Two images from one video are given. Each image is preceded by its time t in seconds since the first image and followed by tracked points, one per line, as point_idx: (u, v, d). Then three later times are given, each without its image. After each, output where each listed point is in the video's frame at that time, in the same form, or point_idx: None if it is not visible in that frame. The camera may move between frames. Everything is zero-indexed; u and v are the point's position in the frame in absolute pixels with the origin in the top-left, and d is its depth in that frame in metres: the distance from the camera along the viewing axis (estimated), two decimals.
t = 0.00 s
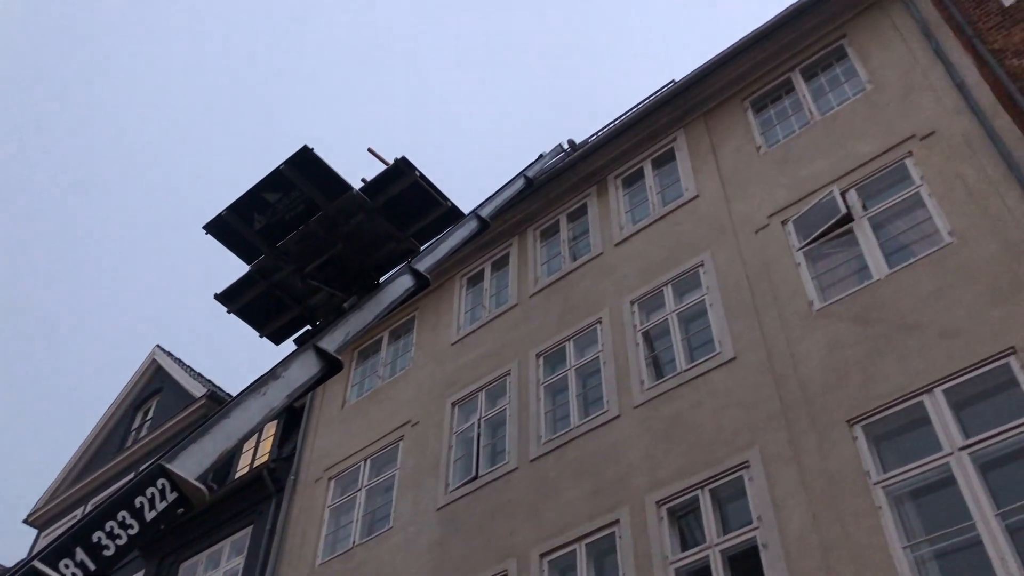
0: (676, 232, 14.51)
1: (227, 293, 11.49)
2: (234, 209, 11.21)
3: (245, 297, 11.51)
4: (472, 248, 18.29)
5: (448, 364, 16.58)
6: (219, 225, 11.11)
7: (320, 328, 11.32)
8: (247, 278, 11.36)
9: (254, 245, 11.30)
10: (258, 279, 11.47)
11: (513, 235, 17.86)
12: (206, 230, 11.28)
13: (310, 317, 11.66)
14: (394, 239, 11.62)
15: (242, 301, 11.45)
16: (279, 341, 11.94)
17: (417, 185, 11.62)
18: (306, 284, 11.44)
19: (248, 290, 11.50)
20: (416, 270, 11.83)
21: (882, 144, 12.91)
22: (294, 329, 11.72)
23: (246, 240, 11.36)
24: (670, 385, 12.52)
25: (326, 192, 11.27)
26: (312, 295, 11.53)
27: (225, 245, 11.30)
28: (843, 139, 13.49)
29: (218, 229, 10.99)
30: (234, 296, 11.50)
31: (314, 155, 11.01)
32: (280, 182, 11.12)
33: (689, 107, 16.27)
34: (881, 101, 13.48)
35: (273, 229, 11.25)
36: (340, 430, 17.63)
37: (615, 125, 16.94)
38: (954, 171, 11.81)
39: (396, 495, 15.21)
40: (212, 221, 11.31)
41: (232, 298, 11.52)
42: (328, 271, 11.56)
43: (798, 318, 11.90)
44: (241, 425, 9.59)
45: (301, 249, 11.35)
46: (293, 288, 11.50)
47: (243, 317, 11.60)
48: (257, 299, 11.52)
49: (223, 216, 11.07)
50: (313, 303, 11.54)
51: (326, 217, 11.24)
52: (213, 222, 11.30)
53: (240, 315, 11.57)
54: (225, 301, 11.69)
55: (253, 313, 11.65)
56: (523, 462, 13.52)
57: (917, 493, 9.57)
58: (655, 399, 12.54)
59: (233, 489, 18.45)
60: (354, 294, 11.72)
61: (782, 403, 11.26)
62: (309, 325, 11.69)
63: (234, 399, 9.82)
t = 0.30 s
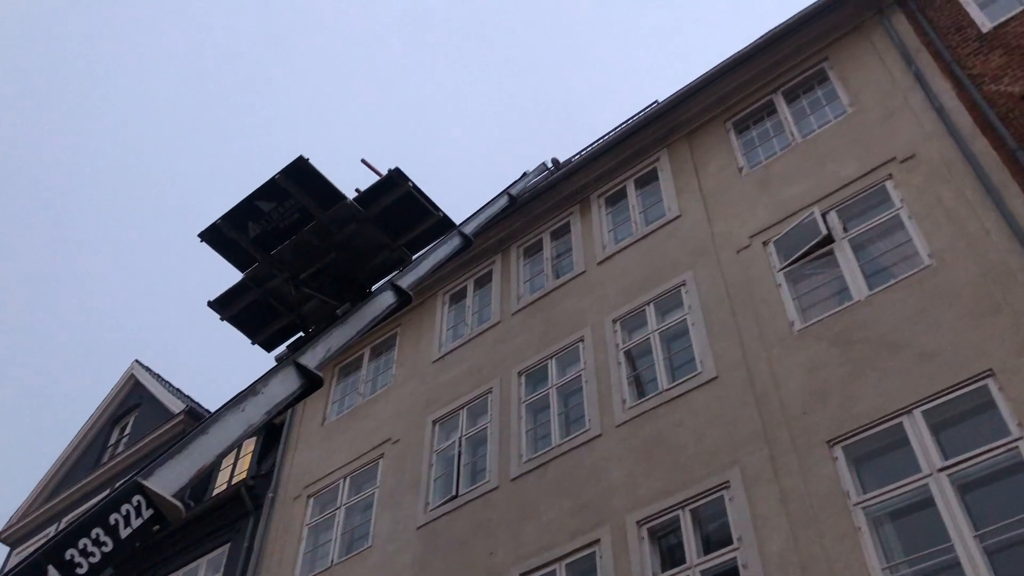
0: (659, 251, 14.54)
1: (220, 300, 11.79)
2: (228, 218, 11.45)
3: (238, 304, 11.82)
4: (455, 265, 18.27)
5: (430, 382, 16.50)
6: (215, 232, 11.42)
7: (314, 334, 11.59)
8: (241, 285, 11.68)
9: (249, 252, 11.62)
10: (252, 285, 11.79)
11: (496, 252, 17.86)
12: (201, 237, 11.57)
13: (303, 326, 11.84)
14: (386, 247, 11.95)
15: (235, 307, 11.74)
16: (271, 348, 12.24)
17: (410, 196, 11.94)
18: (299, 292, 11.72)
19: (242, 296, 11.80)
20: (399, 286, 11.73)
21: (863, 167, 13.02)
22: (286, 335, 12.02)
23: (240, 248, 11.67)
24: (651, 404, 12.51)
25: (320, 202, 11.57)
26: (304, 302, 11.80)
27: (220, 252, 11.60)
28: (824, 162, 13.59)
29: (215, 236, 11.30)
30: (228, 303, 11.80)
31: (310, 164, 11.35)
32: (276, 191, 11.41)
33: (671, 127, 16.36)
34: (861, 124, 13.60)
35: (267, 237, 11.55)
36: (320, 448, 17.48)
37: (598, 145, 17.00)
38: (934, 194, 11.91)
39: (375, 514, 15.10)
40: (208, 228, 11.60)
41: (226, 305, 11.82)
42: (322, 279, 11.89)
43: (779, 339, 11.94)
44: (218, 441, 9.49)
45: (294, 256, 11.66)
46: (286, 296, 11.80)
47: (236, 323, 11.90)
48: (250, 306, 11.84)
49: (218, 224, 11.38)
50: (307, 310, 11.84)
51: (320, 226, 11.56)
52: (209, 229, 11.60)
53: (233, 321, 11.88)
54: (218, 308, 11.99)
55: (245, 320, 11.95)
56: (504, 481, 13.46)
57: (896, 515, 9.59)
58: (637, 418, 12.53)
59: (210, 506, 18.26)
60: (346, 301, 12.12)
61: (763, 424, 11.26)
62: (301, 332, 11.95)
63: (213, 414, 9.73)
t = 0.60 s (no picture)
0: (643, 267, 14.58)
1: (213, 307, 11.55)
2: (225, 222, 11.31)
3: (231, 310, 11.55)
4: (440, 280, 18.24)
5: (413, 396, 16.44)
6: (210, 237, 11.20)
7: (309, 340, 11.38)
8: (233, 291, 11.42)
9: (244, 258, 11.38)
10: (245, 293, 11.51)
11: (480, 267, 17.84)
12: (197, 242, 11.36)
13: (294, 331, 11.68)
14: (381, 255, 11.75)
15: (228, 314, 11.49)
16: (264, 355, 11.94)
17: (407, 204, 11.78)
18: (294, 298, 11.49)
19: (234, 303, 11.54)
20: (383, 300, 11.61)
21: (846, 186, 13.12)
22: (278, 343, 11.71)
23: (235, 254, 11.43)
24: (635, 421, 12.50)
25: (315, 208, 11.37)
26: (298, 309, 11.57)
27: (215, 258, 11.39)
28: (807, 181, 13.69)
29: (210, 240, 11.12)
30: (221, 309, 11.56)
31: (306, 171, 11.16)
32: (272, 197, 11.23)
33: (656, 145, 16.45)
34: (844, 144, 13.72)
35: (263, 243, 11.36)
36: (301, 462, 17.36)
37: (584, 161, 17.04)
38: (916, 214, 12.01)
39: (356, 529, 14.99)
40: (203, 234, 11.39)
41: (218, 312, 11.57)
42: (316, 286, 11.62)
43: (762, 356, 11.98)
44: (198, 454, 9.39)
45: (289, 262, 11.41)
46: (280, 303, 11.53)
47: (228, 330, 11.64)
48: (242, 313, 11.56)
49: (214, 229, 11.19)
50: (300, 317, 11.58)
51: (316, 233, 11.33)
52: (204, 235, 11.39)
53: (226, 328, 11.62)
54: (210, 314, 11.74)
55: (238, 327, 11.67)
56: (486, 496, 13.40)
57: (877, 532, 9.61)
58: (620, 434, 12.52)
59: (190, 521, 18.09)
60: (341, 309, 11.84)
61: (746, 441, 11.29)
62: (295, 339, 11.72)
63: (194, 427, 9.64)
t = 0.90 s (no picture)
0: (629, 282, 14.61)
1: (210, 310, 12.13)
2: (224, 228, 11.84)
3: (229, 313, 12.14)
4: (426, 292, 18.22)
5: (397, 410, 16.38)
6: (209, 242, 11.73)
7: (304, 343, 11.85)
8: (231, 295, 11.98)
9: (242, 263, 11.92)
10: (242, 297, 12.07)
11: (466, 280, 17.83)
12: (197, 247, 11.90)
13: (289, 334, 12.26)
14: (376, 261, 12.29)
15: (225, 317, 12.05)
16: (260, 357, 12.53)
17: (402, 212, 12.28)
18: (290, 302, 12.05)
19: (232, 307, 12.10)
20: (369, 313, 11.58)
21: (830, 203, 13.19)
22: (275, 345, 12.30)
23: (233, 259, 11.96)
24: (619, 436, 12.49)
25: (312, 215, 11.91)
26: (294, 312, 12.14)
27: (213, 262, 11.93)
28: (792, 197, 13.77)
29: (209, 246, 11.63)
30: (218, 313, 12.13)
31: (304, 179, 11.71)
32: (271, 204, 11.76)
33: (642, 160, 16.52)
34: (829, 161, 13.81)
35: (261, 248, 11.89)
36: (284, 475, 17.24)
37: (571, 175, 17.09)
38: (900, 232, 12.09)
39: (339, 544, 14.90)
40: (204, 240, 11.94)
41: (216, 314, 12.16)
42: (313, 290, 12.16)
43: (746, 372, 12.00)
44: (179, 467, 9.30)
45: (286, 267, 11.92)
46: (276, 306, 12.11)
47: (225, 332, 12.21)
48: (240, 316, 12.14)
49: (213, 234, 11.71)
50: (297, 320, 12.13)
51: (313, 239, 11.86)
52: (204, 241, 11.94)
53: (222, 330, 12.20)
54: (209, 316, 12.35)
55: (235, 329, 12.27)
56: (470, 511, 13.34)
57: (860, 549, 9.62)
58: (605, 449, 12.50)
59: (171, 534, 17.92)
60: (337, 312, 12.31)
61: (730, 457, 11.28)
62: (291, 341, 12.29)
63: (176, 439, 9.55)
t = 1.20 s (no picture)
0: (615, 297, 14.65)
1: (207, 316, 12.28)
2: (222, 235, 11.96)
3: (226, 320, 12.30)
4: (412, 306, 18.18)
5: (382, 424, 16.33)
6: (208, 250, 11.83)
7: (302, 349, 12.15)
8: (228, 302, 12.13)
9: (239, 271, 12.06)
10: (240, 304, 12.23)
11: (453, 294, 17.82)
12: (194, 254, 11.98)
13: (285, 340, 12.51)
14: (372, 269, 12.57)
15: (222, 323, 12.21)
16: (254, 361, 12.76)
17: (397, 221, 12.55)
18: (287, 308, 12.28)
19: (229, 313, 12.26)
20: (354, 325, 11.54)
21: (816, 221, 13.27)
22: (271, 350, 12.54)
23: (231, 266, 12.09)
24: (604, 452, 12.48)
25: (310, 223, 12.09)
26: (290, 318, 12.37)
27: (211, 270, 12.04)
28: (777, 214, 13.85)
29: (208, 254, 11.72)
30: (215, 319, 12.29)
31: (303, 188, 11.84)
32: (270, 212, 11.91)
33: (629, 176, 16.59)
34: (815, 179, 13.90)
35: (259, 256, 12.06)
36: (268, 489, 17.14)
37: (559, 190, 17.13)
38: (884, 249, 12.17)
39: (323, 559, 14.81)
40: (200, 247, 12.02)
41: (214, 320, 12.33)
42: (309, 297, 12.36)
43: (732, 388, 12.03)
44: (162, 480, 9.24)
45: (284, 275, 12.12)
46: (273, 313, 12.30)
47: (222, 338, 12.38)
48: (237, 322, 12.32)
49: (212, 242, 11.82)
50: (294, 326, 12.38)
51: (311, 247, 12.04)
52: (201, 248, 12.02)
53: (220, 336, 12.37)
54: (205, 322, 12.49)
55: (231, 335, 12.43)
56: (454, 526, 13.29)
57: (844, 566, 9.63)
58: (590, 465, 12.48)
59: (153, 549, 17.77)
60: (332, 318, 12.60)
61: (715, 473, 11.29)
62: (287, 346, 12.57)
63: (159, 452, 9.50)
